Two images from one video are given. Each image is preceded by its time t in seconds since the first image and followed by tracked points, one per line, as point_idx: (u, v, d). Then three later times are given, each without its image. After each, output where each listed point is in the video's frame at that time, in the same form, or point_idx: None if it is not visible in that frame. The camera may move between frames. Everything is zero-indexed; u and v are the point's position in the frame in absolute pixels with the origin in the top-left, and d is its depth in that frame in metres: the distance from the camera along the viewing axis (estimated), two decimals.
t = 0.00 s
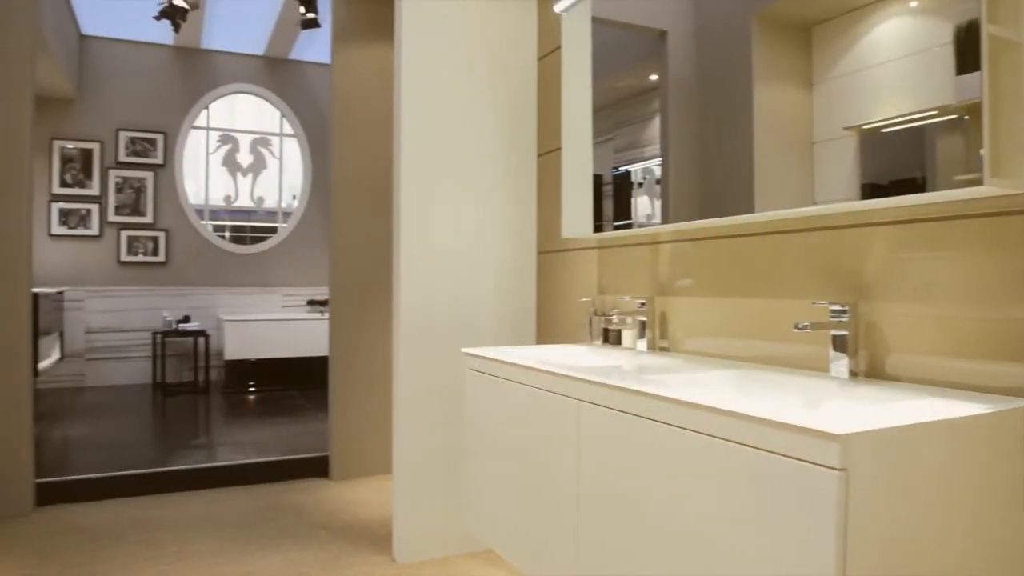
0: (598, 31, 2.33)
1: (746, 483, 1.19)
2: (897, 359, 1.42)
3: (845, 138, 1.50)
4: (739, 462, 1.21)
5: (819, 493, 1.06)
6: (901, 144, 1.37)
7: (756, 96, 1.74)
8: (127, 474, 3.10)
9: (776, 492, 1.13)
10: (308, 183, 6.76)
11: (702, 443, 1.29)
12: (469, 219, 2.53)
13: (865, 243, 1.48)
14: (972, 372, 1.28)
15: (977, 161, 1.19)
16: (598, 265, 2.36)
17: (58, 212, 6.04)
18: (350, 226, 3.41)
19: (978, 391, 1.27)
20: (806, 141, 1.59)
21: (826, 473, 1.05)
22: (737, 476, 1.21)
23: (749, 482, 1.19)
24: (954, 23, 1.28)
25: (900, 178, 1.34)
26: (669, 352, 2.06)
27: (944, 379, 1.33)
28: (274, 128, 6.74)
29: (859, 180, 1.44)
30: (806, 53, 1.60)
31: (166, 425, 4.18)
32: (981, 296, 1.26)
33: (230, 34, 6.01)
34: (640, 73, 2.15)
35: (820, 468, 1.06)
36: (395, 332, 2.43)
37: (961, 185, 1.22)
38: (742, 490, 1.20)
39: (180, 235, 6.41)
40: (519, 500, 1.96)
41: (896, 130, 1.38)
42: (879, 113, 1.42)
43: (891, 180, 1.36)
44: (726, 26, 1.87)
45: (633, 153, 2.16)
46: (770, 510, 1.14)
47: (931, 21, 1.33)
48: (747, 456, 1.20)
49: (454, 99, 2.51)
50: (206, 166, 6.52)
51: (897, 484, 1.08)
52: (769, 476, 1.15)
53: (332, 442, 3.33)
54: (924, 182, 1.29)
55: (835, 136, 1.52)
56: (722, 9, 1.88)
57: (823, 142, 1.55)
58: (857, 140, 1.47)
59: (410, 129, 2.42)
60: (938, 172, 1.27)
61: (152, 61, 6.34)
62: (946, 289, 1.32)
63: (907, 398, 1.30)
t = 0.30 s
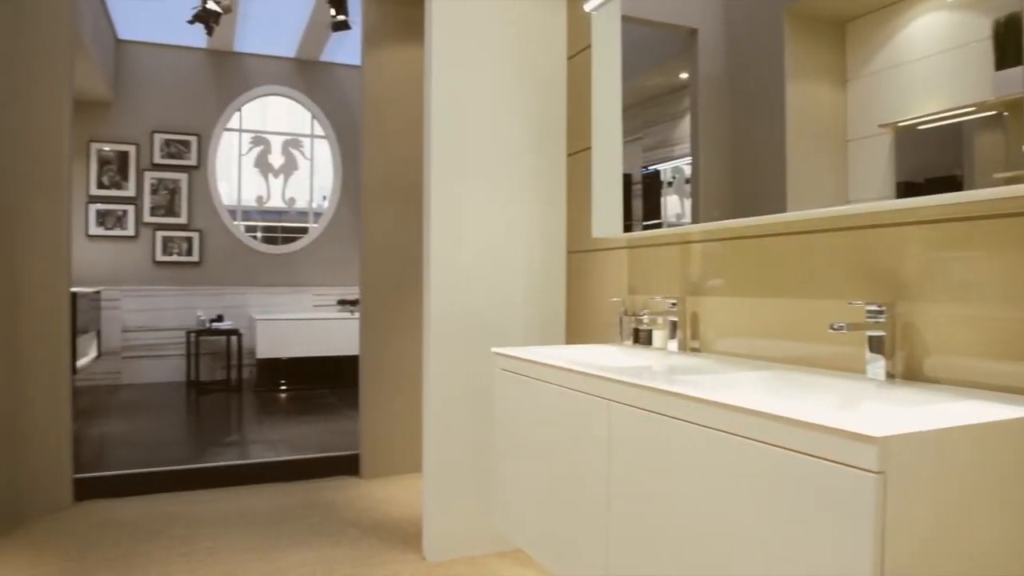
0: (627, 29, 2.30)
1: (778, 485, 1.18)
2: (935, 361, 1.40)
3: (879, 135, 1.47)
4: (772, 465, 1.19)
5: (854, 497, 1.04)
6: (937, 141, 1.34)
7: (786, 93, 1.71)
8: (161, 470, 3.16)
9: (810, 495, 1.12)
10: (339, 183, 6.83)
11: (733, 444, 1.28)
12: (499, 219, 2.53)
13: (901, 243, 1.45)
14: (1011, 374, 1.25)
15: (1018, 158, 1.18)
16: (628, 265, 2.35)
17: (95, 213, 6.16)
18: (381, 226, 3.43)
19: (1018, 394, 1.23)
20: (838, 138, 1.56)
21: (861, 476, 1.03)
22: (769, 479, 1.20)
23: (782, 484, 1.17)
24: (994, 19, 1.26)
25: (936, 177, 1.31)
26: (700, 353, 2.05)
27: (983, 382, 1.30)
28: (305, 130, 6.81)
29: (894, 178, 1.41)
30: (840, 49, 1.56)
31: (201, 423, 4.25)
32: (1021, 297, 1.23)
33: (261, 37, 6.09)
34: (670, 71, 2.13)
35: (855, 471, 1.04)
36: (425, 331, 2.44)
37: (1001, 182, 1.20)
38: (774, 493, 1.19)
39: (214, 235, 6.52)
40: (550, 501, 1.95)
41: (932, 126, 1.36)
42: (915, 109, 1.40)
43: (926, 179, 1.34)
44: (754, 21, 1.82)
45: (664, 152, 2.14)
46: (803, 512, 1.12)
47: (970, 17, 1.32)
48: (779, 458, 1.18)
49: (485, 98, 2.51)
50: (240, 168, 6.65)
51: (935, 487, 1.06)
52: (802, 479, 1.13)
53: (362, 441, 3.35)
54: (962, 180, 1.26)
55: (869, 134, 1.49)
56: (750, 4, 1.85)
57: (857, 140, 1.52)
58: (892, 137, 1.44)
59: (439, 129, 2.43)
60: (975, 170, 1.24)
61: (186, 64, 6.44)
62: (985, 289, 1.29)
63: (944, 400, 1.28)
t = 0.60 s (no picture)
0: (654, 27, 2.29)
1: (809, 487, 1.16)
2: (970, 363, 1.37)
3: (911, 133, 1.45)
4: (803, 466, 1.18)
5: (887, 499, 1.02)
6: (970, 139, 1.32)
7: (814, 90, 1.69)
8: (191, 467, 3.20)
9: (842, 497, 1.10)
10: (366, 183, 6.91)
11: (763, 445, 1.27)
12: (526, 218, 2.53)
13: (935, 242, 1.42)
14: None
15: None
16: (655, 264, 2.34)
17: (127, 214, 6.27)
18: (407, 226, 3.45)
19: None
20: (869, 136, 1.55)
21: (894, 479, 1.01)
22: (800, 481, 1.19)
23: (813, 486, 1.16)
24: None
25: (970, 175, 1.29)
26: (728, 353, 2.03)
27: (1021, 384, 1.27)
28: (332, 131, 6.90)
29: (928, 176, 1.39)
30: (871, 46, 1.54)
31: (230, 421, 4.30)
32: None
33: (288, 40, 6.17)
34: (697, 69, 2.11)
35: (887, 473, 1.02)
36: (451, 330, 2.45)
37: None
38: (805, 495, 1.17)
39: (242, 235, 6.60)
40: (575, 501, 1.95)
41: (965, 122, 1.34)
42: (947, 106, 1.38)
43: (960, 177, 1.32)
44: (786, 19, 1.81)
45: (690, 151, 2.13)
46: (835, 514, 1.11)
47: (1003, 10, 1.28)
48: (809, 459, 1.17)
49: (511, 98, 2.52)
50: (268, 170, 6.76)
51: (970, 490, 1.04)
52: (834, 481, 1.12)
53: (389, 439, 3.38)
54: (997, 178, 1.24)
55: (900, 131, 1.47)
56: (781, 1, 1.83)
57: (888, 137, 1.50)
58: (924, 134, 1.42)
59: (467, 129, 2.44)
60: (1011, 168, 1.22)
61: (215, 67, 6.53)
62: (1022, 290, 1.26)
63: (981, 402, 1.25)
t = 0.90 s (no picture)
0: (684, 25, 2.27)
1: (840, 488, 1.15)
2: (1012, 364, 1.34)
3: (948, 130, 1.43)
4: (833, 467, 1.17)
5: (919, 502, 1.00)
6: (1010, 135, 1.29)
7: (848, 87, 1.66)
8: (224, 464, 3.25)
9: (872, 499, 1.09)
10: (395, 184, 6.96)
11: (792, 446, 1.26)
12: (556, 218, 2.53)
13: (974, 241, 1.39)
14: None
15: None
16: (686, 264, 2.33)
17: (162, 215, 6.38)
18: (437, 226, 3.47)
19: None
20: (904, 134, 1.52)
21: (927, 481, 0.99)
22: (830, 482, 1.17)
23: (844, 487, 1.14)
24: None
25: (1009, 172, 1.26)
26: (760, 354, 2.01)
27: None
28: (362, 132, 6.98)
29: (966, 173, 1.37)
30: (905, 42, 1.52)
31: (262, 419, 4.36)
32: None
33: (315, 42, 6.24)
34: (728, 67, 2.09)
35: (926, 477, 0.99)
36: (481, 329, 2.46)
37: None
38: (836, 496, 1.16)
39: (274, 236, 6.68)
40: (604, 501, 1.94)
41: (1003, 119, 1.31)
42: (985, 102, 1.35)
43: (999, 174, 1.29)
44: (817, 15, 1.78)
45: (721, 149, 2.11)
46: (870, 518, 1.09)
47: None
48: (840, 460, 1.16)
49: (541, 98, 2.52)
50: (300, 171, 6.85)
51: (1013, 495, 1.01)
52: (865, 482, 1.10)
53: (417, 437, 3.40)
54: None
55: (938, 128, 1.45)
56: None
57: (925, 134, 1.48)
58: (962, 130, 1.40)
59: (496, 130, 2.44)
60: None
61: (247, 69, 6.61)
62: None
63: None
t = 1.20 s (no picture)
0: (717, 22, 2.25)
1: (869, 488, 1.14)
2: None
3: (988, 126, 1.40)
4: (862, 467, 1.16)
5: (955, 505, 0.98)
6: None
7: (884, 83, 1.63)
8: (257, 461, 3.30)
9: (900, 499, 1.07)
10: (425, 184, 7.02)
11: (823, 445, 1.25)
12: (587, 219, 2.53)
13: (1016, 240, 1.36)
14: None
15: None
16: (720, 263, 2.30)
17: (196, 215, 6.50)
18: (467, 226, 3.48)
19: None
20: (943, 131, 1.50)
21: (958, 480, 0.98)
22: (859, 481, 1.16)
23: (872, 487, 1.13)
24: None
25: None
26: (796, 355, 1.98)
27: None
28: (392, 133, 7.03)
29: (1007, 170, 1.34)
30: (945, 39, 1.50)
31: (294, 417, 4.42)
32: None
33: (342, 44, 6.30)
34: (760, 64, 2.06)
35: (968, 481, 0.97)
36: (512, 329, 2.47)
37: None
38: (864, 496, 1.15)
39: (306, 237, 6.77)
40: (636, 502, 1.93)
41: None
42: None
43: None
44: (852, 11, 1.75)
45: (753, 148, 2.10)
46: (903, 521, 1.06)
47: None
48: (872, 461, 1.14)
49: (573, 98, 2.52)
50: (331, 171, 6.91)
51: None
52: (894, 482, 1.09)
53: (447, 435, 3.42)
54: None
55: (978, 125, 1.42)
56: None
57: (964, 130, 1.45)
58: (1002, 127, 1.37)
59: (527, 130, 2.45)
60: None
61: (279, 72, 6.69)
62: None
63: None
